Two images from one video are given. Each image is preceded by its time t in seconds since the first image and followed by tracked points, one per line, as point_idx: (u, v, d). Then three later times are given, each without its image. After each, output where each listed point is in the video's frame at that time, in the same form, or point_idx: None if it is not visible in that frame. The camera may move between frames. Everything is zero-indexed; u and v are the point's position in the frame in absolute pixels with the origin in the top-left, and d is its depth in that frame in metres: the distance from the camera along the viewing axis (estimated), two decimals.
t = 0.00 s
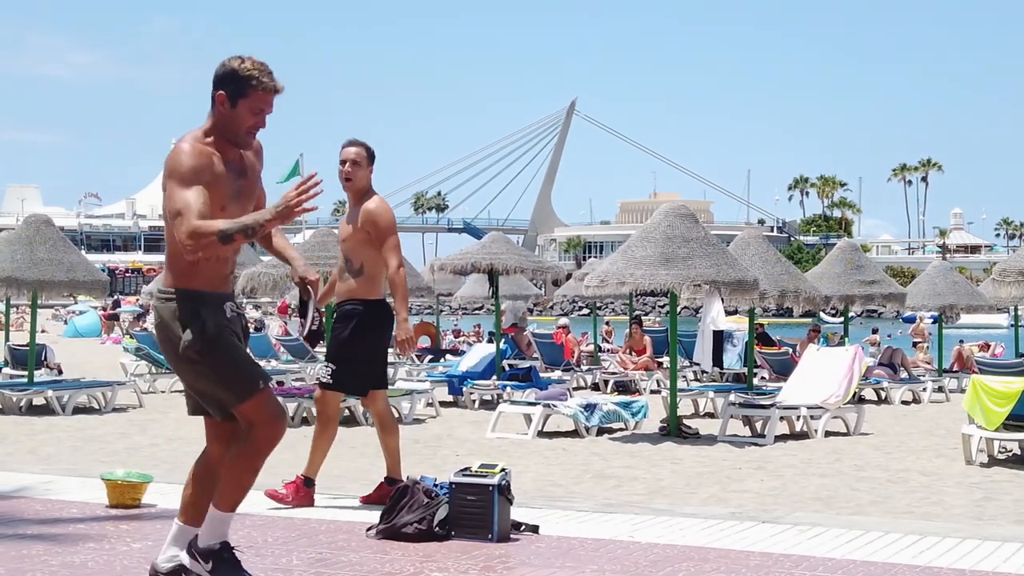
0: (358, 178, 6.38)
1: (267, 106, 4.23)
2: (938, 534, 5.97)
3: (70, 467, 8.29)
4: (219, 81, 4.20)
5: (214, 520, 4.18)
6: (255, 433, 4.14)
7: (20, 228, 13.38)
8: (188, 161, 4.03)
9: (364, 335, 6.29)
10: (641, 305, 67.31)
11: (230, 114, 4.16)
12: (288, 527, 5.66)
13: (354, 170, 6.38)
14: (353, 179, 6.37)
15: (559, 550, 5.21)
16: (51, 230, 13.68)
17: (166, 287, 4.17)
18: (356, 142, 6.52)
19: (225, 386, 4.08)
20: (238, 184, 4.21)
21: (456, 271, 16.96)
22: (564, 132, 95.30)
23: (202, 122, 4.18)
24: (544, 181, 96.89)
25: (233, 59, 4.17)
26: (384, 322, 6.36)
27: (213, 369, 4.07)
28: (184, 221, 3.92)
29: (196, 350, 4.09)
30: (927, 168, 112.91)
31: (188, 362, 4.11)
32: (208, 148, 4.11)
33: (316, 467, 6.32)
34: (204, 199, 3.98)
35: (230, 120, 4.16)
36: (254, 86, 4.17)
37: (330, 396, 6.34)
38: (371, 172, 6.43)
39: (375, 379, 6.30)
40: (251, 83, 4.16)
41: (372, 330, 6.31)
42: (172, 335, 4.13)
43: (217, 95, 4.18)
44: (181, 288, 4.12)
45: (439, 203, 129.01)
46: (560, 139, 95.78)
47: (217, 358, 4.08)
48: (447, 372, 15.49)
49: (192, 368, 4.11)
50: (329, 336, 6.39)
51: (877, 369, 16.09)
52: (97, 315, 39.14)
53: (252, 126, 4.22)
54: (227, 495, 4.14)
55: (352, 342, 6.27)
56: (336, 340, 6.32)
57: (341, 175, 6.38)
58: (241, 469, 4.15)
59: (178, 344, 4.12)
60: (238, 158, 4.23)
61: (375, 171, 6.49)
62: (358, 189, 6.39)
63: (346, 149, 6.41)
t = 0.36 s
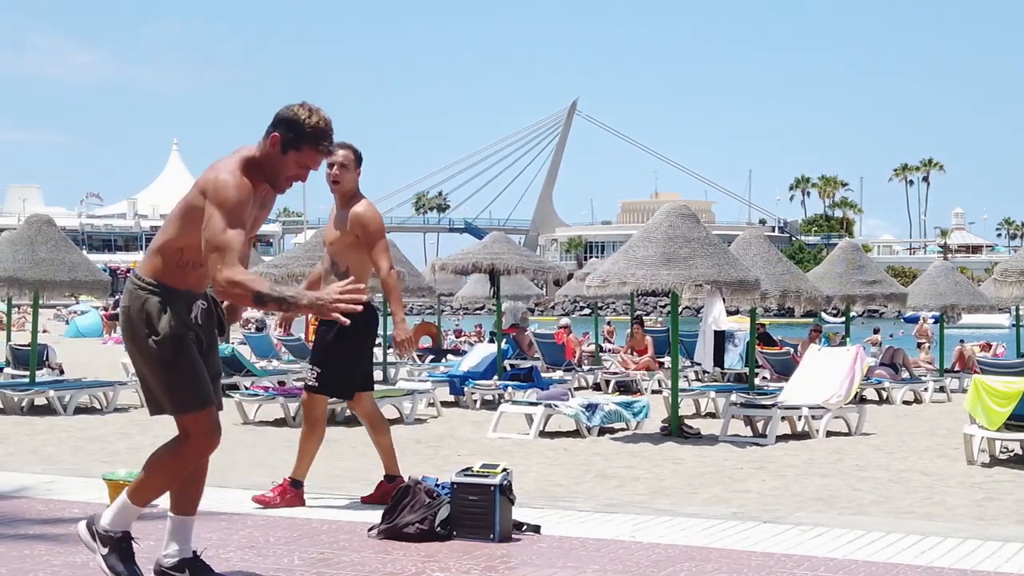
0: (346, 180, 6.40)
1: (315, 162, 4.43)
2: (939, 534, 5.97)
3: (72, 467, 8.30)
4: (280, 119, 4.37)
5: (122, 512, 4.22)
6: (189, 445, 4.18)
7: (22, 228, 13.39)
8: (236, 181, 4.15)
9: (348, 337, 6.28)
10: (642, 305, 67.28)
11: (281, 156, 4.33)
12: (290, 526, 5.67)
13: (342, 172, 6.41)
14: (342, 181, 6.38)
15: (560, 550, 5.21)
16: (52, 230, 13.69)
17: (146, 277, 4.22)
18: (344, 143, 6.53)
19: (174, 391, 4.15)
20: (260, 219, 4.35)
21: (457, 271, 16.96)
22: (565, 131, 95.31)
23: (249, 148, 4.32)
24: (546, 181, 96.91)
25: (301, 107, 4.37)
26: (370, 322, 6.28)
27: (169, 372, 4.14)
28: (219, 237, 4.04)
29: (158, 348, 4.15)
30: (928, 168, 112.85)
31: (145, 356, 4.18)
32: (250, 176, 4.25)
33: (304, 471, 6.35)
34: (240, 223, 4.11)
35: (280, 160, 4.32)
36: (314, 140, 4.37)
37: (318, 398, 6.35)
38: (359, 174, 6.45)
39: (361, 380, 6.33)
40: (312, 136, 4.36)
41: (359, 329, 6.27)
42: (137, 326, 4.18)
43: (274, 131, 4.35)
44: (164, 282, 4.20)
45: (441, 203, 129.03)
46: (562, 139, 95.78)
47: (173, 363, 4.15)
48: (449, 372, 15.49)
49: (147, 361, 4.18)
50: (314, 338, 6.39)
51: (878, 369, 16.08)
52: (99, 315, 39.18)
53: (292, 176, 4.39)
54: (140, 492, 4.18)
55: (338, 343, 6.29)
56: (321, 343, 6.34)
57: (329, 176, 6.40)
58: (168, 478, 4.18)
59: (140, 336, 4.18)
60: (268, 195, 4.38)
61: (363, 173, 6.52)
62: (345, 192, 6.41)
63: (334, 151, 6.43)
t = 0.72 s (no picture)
0: (335, 179, 6.38)
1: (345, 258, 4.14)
2: (942, 534, 5.96)
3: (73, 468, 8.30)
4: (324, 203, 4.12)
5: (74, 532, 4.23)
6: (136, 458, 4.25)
7: (23, 228, 13.41)
8: (259, 264, 4.01)
9: (333, 336, 6.34)
10: (644, 305, 67.25)
11: (311, 245, 4.09)
12: (291, 526, 5.67)
13: (331, 172, 6.38)
14: (330, 180, 6.37)
15: (562, 550, 5.21)
16: (54, 230, 13.70)
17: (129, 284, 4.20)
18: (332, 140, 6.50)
19: (128, 405, 4.20)
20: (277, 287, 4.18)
21: (459, 272, 16.96)
22: (567, 131, 95.30)
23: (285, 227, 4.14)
24: (547, 181, 96.90)
25: (346, 203, 4.08)
26: (353, 322, 6.42)
27: (135, 384, 4.19)
28: (224, 318, 3.94)
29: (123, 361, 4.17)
30: (930, 168, 112.78)
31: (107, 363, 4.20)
32: (273, 256, 4.08)
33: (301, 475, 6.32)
34: (255, 314, 3.97)
35: (310, 250, 4.09)
36: (348, 238, 4.07)
37: (306, 394, 6.29)
38: (347, 174, 6.44)
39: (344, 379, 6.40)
40: (347, 235, 4.06)
41: (341, 331, 6.37)
42: (107, 332, 4.19)
43: (311, 216, 4.10)
44: (153, 301, 4.18)
45: (443, 202, 128.98)
46: (564, 139, 95.78)
47: (135, 379, 4.19)
48: (450, 372, 15.49)
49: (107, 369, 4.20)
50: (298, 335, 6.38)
51: (880, 369, 16.07)
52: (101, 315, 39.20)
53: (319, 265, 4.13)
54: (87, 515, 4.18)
55: (324, 342, 6.33)
56: (307, 341, 6.34)
57: (317, 175, 6.37)
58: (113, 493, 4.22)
59: (107, 343, 4.19)
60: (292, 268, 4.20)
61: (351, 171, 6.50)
62: (334, 190, 6.40)
63: (322, 149, 6.40)
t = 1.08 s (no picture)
0: (326, 179, 6.38)
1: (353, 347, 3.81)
2: (946, 534, 5.96)
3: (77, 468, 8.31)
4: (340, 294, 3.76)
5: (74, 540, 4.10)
6: (136, 471, 4.07)
7: (27, 228, 13.41)
8: (263, 356, 3.66)
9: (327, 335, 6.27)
10: (648, 305, 67.26)
11: (320, 333, 3.74)
12: (294, 527, 5.67)
13: (322, 171, 6.37)
14: (321, 179, 6.36)
15: (566, 550, 5.22)
16: (58, 230, 13.70)
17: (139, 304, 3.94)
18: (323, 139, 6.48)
19: (129, 421, 4.01)
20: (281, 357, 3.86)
21: (462, 272, 16.96)
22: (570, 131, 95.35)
23: (300, 309, 3.79)
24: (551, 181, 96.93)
25: (362, 297, 3.73)
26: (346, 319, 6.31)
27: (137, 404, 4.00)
28: (220, 402, 3.66)
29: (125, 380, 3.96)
30: (934, 167, 112.71)
31: (106, 379, 3.98)
32: (280, 339, 3.73)
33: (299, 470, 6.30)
34: (252, 401, 3.67)
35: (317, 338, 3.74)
36: (359, 335, 3.73)
37: (305, 396, 6.31)
38: (338, 173, 6.43)
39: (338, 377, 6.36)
40: (359, 332, 3.72)
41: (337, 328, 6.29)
42: (112, 348, 3.95)
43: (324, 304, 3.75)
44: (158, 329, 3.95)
45: (447, 202, 129.03)
46: (567, 139, 95.82)
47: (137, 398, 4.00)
48: (454, 372, 15.49)
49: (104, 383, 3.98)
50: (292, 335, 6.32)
51: (884, 369, 16.05)
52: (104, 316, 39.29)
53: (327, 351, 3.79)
54: (85, 532, 4.02)
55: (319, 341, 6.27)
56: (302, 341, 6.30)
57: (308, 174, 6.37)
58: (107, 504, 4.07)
59: (108, 358, 3.96)
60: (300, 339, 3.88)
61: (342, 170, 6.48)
62: (325, 189, 6.39)
63: (313, 149, 6.40)
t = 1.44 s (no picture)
0: (320, 177, 6.31)
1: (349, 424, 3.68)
2: (951, 534, 5.96)
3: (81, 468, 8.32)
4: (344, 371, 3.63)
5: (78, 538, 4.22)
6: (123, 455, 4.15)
7: (33, 228, 13.43)
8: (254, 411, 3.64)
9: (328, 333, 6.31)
10: (651, 306, 67.27)
11: (316, 406, 3.62)
12: (299, 527, 5.68)
13: (316, 169, 6.30)
14: (316, 178, 6.30)
15: (571, 550, 5.22)
16: (64, 230, 13.72)
17: (162, 304, 3.88)
18: (316, 134, 6.33)
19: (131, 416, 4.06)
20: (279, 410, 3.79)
21: (467, 271, 16.96)
22: (574, 132, 95.34)
23: (302, 372, 3.69)
24: (555, 181, 96.92)
25: (363, 381, 3.59)
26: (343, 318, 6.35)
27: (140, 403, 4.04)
28: (205, 446, 3.63)
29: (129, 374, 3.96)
30: (938, 168, 112.53)
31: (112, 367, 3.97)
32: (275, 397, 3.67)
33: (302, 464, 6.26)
34: (234, 454, 3.65)
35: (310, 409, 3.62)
36: (351, 418, 3.59)
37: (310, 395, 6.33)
38: (332, 169, 6.35)
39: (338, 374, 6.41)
40: (352, 416, 3.58)
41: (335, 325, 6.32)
42: (124, 340, 3.90)
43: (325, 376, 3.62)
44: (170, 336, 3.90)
45: (451, 203, 129.06)
46: (571, 139, 95.81)
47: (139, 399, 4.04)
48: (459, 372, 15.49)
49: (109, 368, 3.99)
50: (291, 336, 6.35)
51: (889, 369, 16.04)
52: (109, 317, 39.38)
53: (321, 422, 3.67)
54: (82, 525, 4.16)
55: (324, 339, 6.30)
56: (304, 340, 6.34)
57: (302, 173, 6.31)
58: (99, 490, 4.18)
59: (117, 349, 3.92)
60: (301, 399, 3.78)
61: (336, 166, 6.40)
62: (319, 187, 6.34)
63: (306, 148, 6.27)
